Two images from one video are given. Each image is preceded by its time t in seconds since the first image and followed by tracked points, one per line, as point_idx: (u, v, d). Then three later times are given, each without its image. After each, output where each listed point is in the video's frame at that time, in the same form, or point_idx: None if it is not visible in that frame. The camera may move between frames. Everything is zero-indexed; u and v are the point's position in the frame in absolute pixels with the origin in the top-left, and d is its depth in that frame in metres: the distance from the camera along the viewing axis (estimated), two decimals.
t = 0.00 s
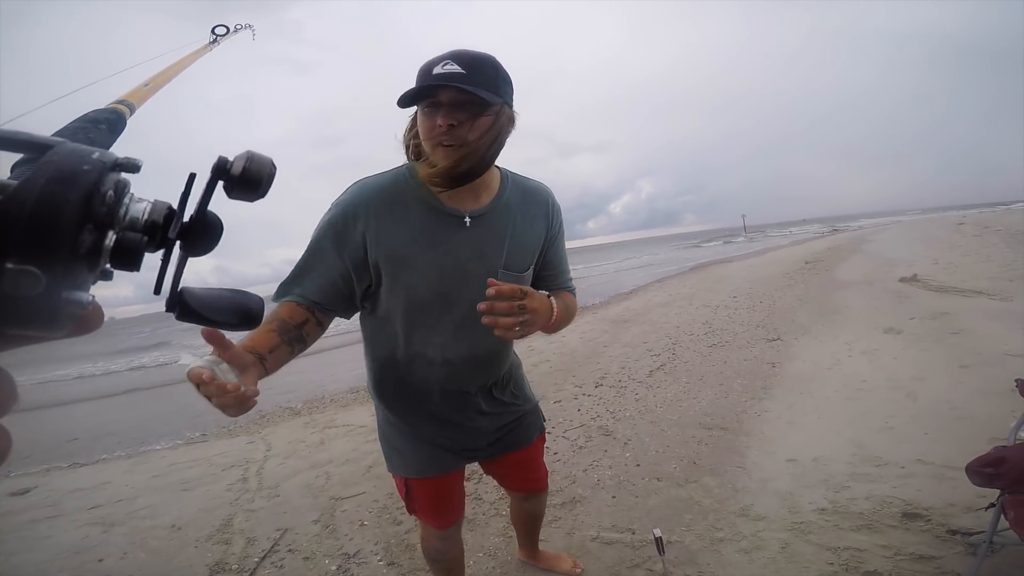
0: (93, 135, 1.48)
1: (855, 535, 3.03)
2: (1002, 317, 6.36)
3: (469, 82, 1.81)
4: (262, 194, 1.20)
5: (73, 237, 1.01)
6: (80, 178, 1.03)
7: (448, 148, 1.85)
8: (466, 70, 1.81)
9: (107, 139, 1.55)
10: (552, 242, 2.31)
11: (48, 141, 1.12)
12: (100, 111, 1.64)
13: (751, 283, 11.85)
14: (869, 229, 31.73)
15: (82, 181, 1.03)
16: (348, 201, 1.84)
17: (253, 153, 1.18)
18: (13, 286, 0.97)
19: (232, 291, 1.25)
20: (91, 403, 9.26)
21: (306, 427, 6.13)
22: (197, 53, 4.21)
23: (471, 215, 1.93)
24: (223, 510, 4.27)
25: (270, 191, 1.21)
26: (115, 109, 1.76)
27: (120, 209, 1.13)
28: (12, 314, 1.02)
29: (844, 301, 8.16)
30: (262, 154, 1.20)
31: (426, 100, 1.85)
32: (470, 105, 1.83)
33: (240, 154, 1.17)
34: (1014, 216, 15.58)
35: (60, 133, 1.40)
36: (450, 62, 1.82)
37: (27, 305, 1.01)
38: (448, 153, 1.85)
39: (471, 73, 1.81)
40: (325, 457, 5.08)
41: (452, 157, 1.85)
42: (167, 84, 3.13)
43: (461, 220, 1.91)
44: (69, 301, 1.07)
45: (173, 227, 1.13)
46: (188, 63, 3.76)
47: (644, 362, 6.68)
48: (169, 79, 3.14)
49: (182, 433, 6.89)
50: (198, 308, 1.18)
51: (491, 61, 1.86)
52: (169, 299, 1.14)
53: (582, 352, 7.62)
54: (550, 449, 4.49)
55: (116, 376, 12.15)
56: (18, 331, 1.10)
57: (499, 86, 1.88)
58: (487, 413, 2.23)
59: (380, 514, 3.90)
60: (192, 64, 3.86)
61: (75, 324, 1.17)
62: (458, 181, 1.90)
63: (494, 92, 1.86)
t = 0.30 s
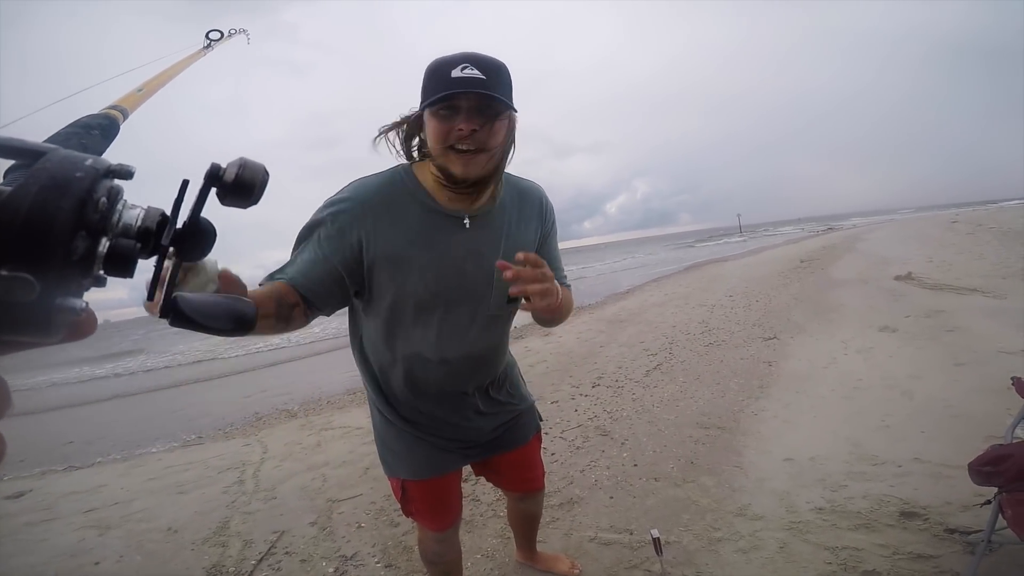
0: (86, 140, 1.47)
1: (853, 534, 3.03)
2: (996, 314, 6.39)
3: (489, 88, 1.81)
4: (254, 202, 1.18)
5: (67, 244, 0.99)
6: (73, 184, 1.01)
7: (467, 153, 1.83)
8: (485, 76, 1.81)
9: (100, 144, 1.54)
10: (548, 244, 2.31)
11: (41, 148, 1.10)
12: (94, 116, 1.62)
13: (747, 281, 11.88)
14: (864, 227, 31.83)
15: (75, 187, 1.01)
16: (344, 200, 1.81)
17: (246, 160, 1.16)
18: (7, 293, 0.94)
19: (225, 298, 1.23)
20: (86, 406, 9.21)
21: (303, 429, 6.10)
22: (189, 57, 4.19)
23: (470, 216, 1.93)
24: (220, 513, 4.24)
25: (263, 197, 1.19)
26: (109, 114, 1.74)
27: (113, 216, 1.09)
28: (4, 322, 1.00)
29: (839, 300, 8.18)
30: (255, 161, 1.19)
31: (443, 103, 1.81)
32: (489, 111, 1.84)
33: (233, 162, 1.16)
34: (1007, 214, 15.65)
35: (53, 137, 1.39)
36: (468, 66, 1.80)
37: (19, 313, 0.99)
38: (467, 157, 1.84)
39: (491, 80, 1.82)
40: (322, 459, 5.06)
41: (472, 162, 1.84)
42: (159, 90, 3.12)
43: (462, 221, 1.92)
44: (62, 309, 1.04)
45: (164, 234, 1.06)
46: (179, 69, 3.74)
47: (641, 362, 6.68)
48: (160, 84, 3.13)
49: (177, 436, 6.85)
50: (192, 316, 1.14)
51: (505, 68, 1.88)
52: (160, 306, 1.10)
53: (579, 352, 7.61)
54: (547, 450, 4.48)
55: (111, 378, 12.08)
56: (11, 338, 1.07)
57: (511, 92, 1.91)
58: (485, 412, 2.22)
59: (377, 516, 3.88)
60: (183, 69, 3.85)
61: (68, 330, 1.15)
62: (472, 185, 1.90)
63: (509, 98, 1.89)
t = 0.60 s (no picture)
0: (76, 141, 1.46)
1: (850, 535, 3.02)
2: (991, 314, 6.41)
3: (491, 96, 1.82)
4: (244, 201, 1.17)
5: (63, 243, 0.95)
6: (67, 185, 0.98)
7: (478, 161, 1.81)
8: (486, 85, 1.82)
9: (91, 144, 1.53)
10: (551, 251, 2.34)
11: (34, 151, 1.07)
12: (83, 117, 1.61)
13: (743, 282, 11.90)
14: (859, 228, 31.92)
15: (70, 187, 0.98)
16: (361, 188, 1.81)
17: (235, 160, 1.15)
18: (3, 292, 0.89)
19: (216, 296, 1.20)
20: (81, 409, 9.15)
21: (299, 432, 6.09)
22: (181, 57, 4.18)
23: (482, 220, 1.97)
24: (215, 516, 4.22)
25: (252, 197, 1.18)
26: (99, 115, 1.73)
27: (105, 216, 1.05)
28: None
29: (835, 301, 8.20)
30: (244, 161, 1.17)
31: (448, 114, 1.79)
32: (494, 118, 1.83)
33: (223, 163, 1.14)
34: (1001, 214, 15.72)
35: (43, 139, 1.38)
36: (468, 77, 1.81)
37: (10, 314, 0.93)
38: (478, 166, 1.81)
39: (492, 88, 1.83)
40: (318, 462, 5.04)
41: (483, 170, 1.82)
42: (151, 89, 3.10)
43: (474, 225, 1.95)
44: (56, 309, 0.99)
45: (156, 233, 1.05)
46: (170, 68, 3.72)
47: (638, 363, 6.68)
48: (151, 83, 3.12)
49: (173, 438, 6.82)
50: (182, 313, 1.13)
51: (503, 75, 1.89)
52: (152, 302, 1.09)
53: (576, 354, 7.61)
54: (544, 452, 4.47)
55: (107, 381, 12.02)
56: None
57: (511, 98, 1.92)
58: (484, 411, 2.22)
59: (373, 519, 3.87)
60: (175, 68, 3.83)
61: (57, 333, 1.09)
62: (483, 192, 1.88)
63: (510, 104, 1.90)
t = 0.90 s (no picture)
0: (78, 136, 1.47)
1: (849, 540, 3.02)
2: (990, 319, 6.42)
3: (491, 101, 1.83)
4: (246, 199, 1.18)
5: (63, 239, 0.96)
6: (68, 182, 0.99)
7: (477, 165, 1.83)
8: (486, 90, 1.83)
9: (93, 139, 1.54)
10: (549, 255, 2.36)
11: (35, 147, 1.08)
12: (87, 112, 1.62)
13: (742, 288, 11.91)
14: (858, 235, 31.99)
15: (70, 185, 0.98)
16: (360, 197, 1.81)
17: (237, 157, 1.16)
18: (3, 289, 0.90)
19: (215, 293, 1.20)
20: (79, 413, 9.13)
21: (297, 437, 6.07)
22: (184, 54, 4.20)
23: (481, 226, 1.97)
24: (213, 520, 4.20)
25: (254, 194, 1.18)
26: (102, 110, 1.75)
27: (106, 212, 1.06)
28: None
29: (834, 306, 8.22)
30: (246, 158, 1.18)
31: (448, 118, 1.81)
32: (494, 123, 1.85)
33: (224, 160, 1.15)
34: (999, 220, 15.76)
35: (47, 134, 1.40)
36: (469, 81, 1.82)
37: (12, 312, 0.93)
38: (477, 170, 1.83)
39: (493, 93, 1.84)
40: (316, 467, 5.02)
41: (481, 174, 1.84)
42: (153, 86, 3.12)
43: (472, 230, 1.95)
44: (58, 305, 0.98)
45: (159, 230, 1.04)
46: (174, 65, 3.74)
47: (637, 369, 6.67)
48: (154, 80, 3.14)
49: (170, 443, 6.80)
50: (183, 310, 1.11)
51: (503, 80, 1.90)
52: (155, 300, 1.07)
53: (575, 360, 7.61)
54: (543, 457, 4.46)
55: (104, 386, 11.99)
56: None
57: (511, 103, 1.93)
58: (487, 417, 2.22)
59: (372, 524, 3.85)
60: (179, 65, 3.85)
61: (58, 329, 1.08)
62: (480, 195, 1.90)
63: (510, 109, 1.91)
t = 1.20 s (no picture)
0: (88, 131, 1.48)
1: (848, 535, 3.03)
2: (991, 316, 6.41)
3: (494, 98, 1.84)
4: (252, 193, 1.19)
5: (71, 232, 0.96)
6: (76, 175, 0.98)
7: (479, 161, 1.84)
8: (490, 86, 1.84)
9: (101, 133, 1.55)
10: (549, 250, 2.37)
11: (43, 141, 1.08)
12: (96, 106, 1.64)
13: (743, 285, 11.90)
14: (860, 230, 31.91)
15: (80, 178, 0.98)
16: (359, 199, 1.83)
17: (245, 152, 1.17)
18: (13, 283, 0.91)
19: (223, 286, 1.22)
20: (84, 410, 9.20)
21: (300, 433, 6.11)
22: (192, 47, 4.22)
23: (482, 221, 1.98)
24: (217, 516, 4.24)
25: (260, 190, 1.20)
26: (111, 104, 1.76)
27: (115, 206, 1.07)
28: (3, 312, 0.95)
29: (835, 303, 8.21)
30: (254, 155, 1.20)
31: (451, 113, 1.82)
32: (497, 119, 1.86)
33: (233, 154, 1.16)
34: (1002, 215, 15.69)
35: (57, 129, 1.41)
36: (473, 77, 1.82)
37: (21, 304, 0.95)
38: (479, 165, 1.84)
39: (496, 89, 1.85)
40: (319, 463, 5.06)
41: (484, 169, 1.85)
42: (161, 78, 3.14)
43: (473, 226, 1.96)
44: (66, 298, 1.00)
45: (166, 223, 1.05)
46: (182, 58, 3.77)
47: (638, 365, 6.69)
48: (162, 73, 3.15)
49: (174, 439, 6.85)
50: (190, 302, 1.12)
51: (506, 77, 1.91)
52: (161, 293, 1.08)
53: (576, 356, 7.63)
54: (545, 453, 4.49)
55: (108, 382, 12.06)
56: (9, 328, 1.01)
57: (514, 100, 1.94)
58: (490, 413, 2.24)
59: (374, 519, 3.88)
60: (186, 59, 3.87)
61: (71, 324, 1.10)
62: (481, 191, 1.91)
63: (513, 105, 1.92)
